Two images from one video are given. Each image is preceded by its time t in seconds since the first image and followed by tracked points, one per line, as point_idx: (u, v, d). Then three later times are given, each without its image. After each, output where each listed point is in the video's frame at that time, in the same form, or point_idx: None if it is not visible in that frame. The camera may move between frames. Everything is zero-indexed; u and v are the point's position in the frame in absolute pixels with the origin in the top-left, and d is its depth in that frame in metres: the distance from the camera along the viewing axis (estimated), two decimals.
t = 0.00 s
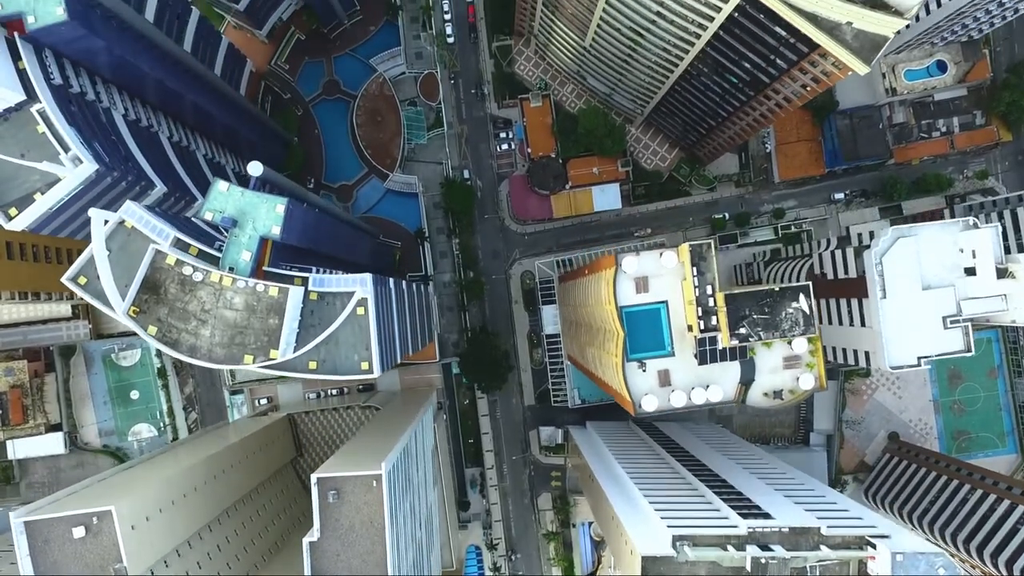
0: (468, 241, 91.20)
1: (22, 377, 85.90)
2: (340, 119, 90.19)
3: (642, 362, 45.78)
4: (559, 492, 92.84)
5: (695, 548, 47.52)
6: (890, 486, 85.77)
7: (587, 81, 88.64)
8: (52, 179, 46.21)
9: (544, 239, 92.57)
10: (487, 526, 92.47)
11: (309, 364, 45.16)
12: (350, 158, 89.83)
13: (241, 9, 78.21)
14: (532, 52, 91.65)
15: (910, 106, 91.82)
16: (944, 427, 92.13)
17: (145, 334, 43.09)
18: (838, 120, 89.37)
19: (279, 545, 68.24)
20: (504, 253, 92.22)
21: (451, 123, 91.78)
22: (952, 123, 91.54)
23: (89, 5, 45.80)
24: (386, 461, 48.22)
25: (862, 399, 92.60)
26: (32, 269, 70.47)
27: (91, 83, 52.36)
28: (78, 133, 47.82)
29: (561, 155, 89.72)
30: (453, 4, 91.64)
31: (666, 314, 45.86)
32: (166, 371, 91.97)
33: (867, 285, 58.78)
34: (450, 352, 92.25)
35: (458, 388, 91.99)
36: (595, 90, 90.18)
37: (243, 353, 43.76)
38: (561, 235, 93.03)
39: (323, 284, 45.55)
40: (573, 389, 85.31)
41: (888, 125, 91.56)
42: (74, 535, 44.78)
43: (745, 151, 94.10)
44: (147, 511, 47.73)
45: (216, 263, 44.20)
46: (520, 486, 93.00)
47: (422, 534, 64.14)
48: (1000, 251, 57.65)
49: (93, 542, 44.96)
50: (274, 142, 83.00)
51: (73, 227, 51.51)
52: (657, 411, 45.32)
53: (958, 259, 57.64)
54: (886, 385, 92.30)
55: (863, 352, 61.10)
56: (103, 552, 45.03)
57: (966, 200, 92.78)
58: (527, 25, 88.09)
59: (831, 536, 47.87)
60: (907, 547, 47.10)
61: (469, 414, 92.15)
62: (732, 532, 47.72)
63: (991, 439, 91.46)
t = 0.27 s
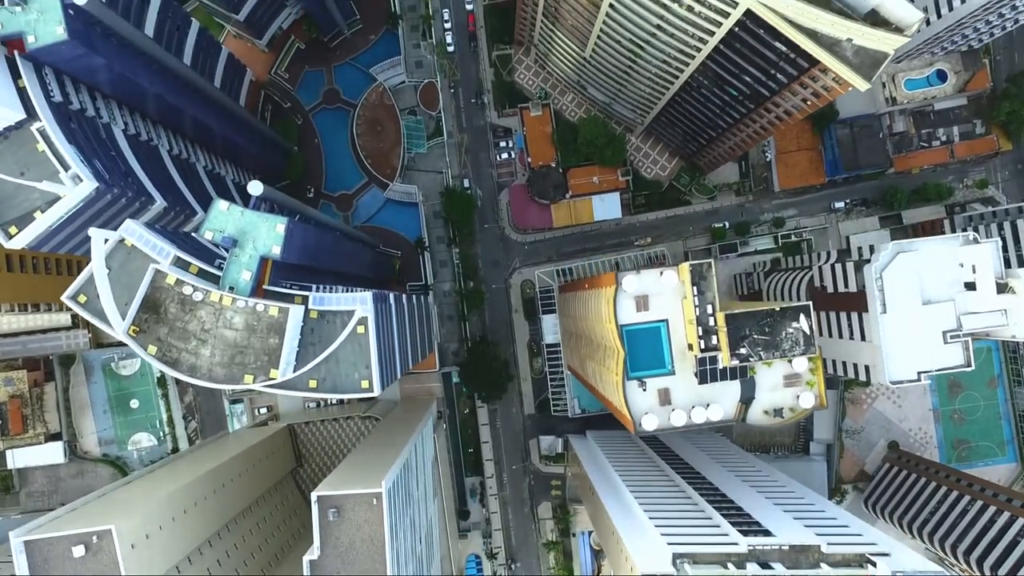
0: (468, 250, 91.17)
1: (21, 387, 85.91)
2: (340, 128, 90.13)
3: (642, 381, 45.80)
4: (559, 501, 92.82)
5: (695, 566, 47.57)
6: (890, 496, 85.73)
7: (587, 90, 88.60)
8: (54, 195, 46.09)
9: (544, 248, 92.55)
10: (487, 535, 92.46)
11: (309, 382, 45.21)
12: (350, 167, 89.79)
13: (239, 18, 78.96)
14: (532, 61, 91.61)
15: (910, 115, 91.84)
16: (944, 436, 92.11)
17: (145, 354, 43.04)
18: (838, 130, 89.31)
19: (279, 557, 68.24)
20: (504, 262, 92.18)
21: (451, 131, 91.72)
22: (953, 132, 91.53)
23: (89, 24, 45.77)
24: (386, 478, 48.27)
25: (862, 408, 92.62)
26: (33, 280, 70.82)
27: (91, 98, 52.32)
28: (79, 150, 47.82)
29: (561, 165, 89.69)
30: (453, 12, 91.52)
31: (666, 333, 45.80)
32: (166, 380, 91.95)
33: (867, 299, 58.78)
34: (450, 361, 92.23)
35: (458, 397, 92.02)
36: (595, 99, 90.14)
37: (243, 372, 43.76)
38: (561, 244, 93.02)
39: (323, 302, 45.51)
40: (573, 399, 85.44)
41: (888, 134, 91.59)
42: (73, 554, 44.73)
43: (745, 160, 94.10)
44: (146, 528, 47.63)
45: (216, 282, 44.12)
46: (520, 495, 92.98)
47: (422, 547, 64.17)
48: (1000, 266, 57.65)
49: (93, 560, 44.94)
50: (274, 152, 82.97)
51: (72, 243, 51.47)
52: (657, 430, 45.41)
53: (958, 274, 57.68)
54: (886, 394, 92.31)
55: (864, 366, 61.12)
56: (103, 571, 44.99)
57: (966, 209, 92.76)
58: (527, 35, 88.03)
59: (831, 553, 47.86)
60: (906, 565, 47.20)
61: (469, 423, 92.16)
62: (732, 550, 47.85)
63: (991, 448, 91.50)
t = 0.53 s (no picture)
0: (468, 261, 91.17)
1: (21, 399, 85.98)
2: (340, 139, 90.12)
3: (643, 404, 45.84)
4: (559, 512, 92.82)
5: None
6: (890, 508, 85.72)
7: (587, 102, 88.53)
8: (54, 217, 46.06)
9: (544, 259, 92.57)
10: (487, 546, 92.43)
11: (310, 405, 45.07)
12: (349, 179, 89.78)
13: (239, 31, 79.36)
14: (532, 71, 91.55)
15: (911, 126, 91.75)
16: (944, 447, 92.15)
17: (145, 377, 43.04)
18: (839, 141, 89.23)
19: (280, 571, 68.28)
20: (504, 273, 92.16)
21: (451, 142, 91.64)
22: (953, 143, 91.49)
23: (88, 46, 45.75)
24: (386, 500, 48.25)
25: (862, 419, 92.62)
26: (34, 294, 71.19)
27: (91, 117, 52.28)
28: (79, 171, 47.80)
29: (561, 176, 89.70)
30: (453, 23, 91.40)
31: (667, 355, 45.76)
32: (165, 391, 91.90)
33: (867, 316, 58.90)
34: (450, 372, 92.21)
35: (458, 408, 92.04)
36: (595, 110, 90.06)
37: (243, 396, 43.76)
38: (561, 254, 93.02)
39: (323, 324, 45.47)
40: (573, 411, 85.73)
41: (888, 145, 91.54)
42: None
43: (745, 171, 94.09)
44: (147, 549, 47.58)
45: (217, 305, 44.14)
46: (520, 506, 92.98)
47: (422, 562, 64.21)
48: (1000, 283, 57.62)
49: None
50: (274, 164, 82.97)
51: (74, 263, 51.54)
52: (658, 453, 45.54)
53: (959, 291, 57.70)
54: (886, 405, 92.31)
55: (864, 383, 61.13)
56: None
57: (966, 220, 92.69)
58: (527, 46, 87.99)
59: None
60: None
61: (469, 434, 92.18)
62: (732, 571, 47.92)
63: (992, 459, 91.47)
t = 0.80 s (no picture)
0: (468, 271, 91.16)
1: (21, 409, 86.06)
2: (340, 149, 90.05)
3: (643, 424, 45.80)
4: (559, 521, 92.80)
5: None
6: (889, 518, 85.72)
7: (587, 112, 88.51)
8: (54, 237, 45.96)
9: (543, 268, 92.48)
10: (487, 555, 92.38)
11: (310, 425, 45.17)
12: (349, 189, 89.74)
13: (239, 41, 79.45)
14: (532, 81, 91.50)
15: (911, 136, 91.71)
16: (944, 456, 92.15)
17: (145, 399, 43.00)
18: (839, 151, 89.13)
19: None
20: (504, 282, 92.11)
21: (451, 152, 91.56)
22: (953, 152, 91.46)
23: (88, 65, 45.71)
24: (386, 519, 48.19)
25: (862, 429, 92.58)
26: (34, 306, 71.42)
27: (90, 134, 52.21)
28: (79, 190, 47.73)
29: (561, 186, 89.64)
30: (453, 32, 91.30)
31: (667, 375, 45.69)
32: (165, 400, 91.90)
33: (867, 331, 58.87)
34: (450, 382, 92.17)
35: (458, 418, 92.01)
36: (595, 120, 89.98)
37: (243, 417, 43.71)
38: (561, 264, 92.97)
39: (323, 344, 45.42)
40: (573, 421, 86.02)
41: (889, 155, 91.48)
42: None
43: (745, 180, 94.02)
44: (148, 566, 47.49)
45: (217, 326, 44.06)
46: (520, 516, 92.97)
47: None
48: (1000, 299, 57.68)
49: None
50: (273, 174, 82.93)
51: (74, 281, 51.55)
52: (658, 473, 45.58)
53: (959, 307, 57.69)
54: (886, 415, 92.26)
55: (864, 398, 61.06)
56: None
57: (966, 229, 92.70)
58: (527, 56, 88.01)
59: None
60: None
61: (469, 444, 92.18)
62: None
63: (992, 468, 91.53)
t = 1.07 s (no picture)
0: (468, 281, 91.16)
1: (21, 419, 86.11)
2: (340, 159, 90.01)
3: (643, 444, 45.81)
4: (559, 531, 92.80)
5: None
6: (889, 528, 85.78)
7: (587, 122, 88.48)
8: (53, 257, 45.82)
9: (543, 278, 92.47)
10: (487, 565, 92.35)
11: (310, 445, 45.12)
12: (349, 199, 89.72)
13: (239, 53, 79.44)
14: (532, 91, 91.46)
15: (911, 146, 91.86)
16: (944, 466, 92.19)
17: (145, 421, 42.99)
18: (839, 161, 89.12)
19: None
20: (504, 292, 92.08)
21: (451, 161, 91.51)
22: (952, 162, 91.56)
23: (88, 85, 45.66)
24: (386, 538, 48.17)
25: (863, 439, 92.58)
26: (35, 318, 71.55)
27: (90, 152, 52.18)
28: (78, 209, 47.62)
29: (561, 196, 89.64)
30: (453, 42, 91.25)
31: (667, 395, 45.62)
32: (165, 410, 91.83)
33: (867, 347, 58.90)
34: (450, 391, 92.13)
35: (458, 427, 91.99)
36: (595, 130, 89.96)
37: (243, 438, 43.67)
38: (561, 274, 92.96)
39: (323, 364, 45.45)
40: (573, 432, 86.30)
41: (889, 165, 91.51)
42: None
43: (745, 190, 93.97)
44: None
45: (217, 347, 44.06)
46: (520, 525, 92.95)
47: None
48: (1001, 315, 57.77)
49: None
50: (273, 185, 82.90)
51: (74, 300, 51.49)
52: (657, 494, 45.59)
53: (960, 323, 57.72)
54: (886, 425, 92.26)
55: (864, 413, 61.02)
56: None
57: (966, 239, 92.73)
58: (527, 66, 87.95)
59: None
60: None
61: (469, 453, 92.17)
62: None
63: (992, 478, 91.50)
